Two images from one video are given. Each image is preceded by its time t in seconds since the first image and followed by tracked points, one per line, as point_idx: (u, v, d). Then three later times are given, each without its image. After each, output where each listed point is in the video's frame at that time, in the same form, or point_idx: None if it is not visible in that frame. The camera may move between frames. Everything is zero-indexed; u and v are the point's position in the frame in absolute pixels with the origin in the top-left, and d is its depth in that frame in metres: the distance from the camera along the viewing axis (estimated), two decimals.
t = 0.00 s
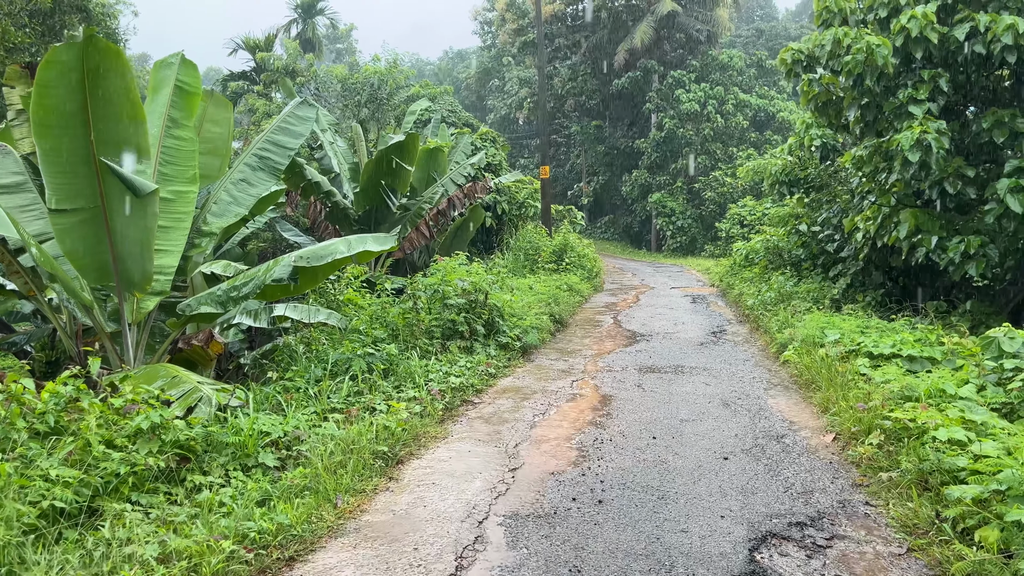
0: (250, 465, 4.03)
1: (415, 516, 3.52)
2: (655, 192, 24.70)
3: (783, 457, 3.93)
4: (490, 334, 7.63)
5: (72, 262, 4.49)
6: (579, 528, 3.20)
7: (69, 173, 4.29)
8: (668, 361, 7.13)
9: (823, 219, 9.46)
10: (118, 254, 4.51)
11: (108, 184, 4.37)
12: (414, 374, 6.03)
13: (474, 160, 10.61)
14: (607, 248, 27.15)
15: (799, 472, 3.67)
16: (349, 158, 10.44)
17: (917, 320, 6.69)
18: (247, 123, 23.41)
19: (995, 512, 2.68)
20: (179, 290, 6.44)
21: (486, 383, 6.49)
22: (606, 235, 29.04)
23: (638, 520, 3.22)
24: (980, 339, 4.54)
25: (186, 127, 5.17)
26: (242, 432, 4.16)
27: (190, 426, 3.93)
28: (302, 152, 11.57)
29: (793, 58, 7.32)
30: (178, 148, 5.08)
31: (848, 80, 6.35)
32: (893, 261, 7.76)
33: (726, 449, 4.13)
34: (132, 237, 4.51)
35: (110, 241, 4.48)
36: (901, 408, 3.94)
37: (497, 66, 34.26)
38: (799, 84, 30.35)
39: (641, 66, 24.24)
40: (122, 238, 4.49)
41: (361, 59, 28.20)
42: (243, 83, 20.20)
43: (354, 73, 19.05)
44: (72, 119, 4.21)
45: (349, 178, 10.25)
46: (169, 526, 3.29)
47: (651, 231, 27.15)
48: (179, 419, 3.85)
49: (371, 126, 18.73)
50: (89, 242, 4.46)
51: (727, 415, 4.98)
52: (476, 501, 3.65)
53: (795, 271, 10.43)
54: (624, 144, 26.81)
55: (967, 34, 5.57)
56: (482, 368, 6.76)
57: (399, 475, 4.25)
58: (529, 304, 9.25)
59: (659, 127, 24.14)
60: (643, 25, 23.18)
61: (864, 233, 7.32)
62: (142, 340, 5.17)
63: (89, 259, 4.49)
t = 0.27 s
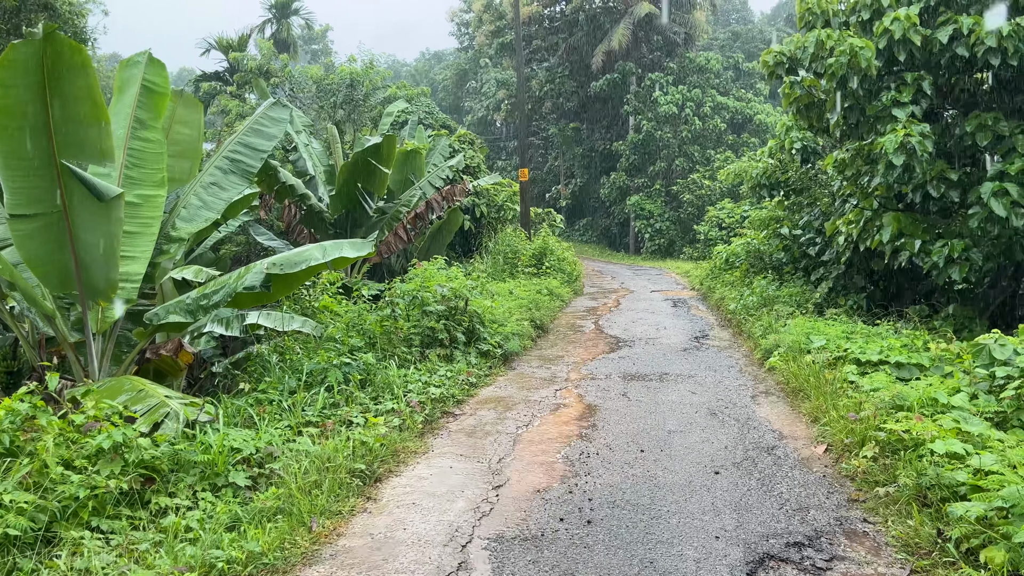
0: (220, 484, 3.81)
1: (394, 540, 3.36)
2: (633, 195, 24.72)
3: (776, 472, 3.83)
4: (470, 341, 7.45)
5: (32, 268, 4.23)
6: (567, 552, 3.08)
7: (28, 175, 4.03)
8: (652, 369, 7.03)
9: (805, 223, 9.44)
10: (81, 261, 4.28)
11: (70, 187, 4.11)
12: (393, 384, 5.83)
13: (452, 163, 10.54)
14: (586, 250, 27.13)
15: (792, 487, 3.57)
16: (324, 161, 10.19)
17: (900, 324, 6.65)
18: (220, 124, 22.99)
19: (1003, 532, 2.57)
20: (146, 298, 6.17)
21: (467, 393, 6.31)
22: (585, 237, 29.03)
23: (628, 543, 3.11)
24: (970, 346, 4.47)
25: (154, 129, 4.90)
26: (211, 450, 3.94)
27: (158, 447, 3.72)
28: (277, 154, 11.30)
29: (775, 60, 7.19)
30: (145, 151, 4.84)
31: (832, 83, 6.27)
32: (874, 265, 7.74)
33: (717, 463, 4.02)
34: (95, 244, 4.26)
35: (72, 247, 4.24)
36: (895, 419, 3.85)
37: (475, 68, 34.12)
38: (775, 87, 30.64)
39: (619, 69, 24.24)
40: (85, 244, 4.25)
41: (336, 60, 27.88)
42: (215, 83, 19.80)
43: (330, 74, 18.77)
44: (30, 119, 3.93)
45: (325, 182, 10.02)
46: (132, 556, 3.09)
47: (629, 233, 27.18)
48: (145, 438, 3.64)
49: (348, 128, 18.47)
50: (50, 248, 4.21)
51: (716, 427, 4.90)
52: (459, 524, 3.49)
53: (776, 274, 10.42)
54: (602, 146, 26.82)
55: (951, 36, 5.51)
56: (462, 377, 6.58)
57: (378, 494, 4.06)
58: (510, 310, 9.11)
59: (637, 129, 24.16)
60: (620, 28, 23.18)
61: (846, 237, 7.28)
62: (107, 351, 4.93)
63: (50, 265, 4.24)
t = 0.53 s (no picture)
0: (185, 499, 3.60)
1: (370, 558, 3.19)
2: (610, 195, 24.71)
3: (764, 481, 3.74)
4: (448, 344, 7.27)
5: None
6: (552, 569, 2.93)
7: None
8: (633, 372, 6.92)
9: (783, 223, 9.42)
10: (41, 263, 3.99)
11: (27, 185, 3.86)
12: (368, 390, 5.63)
13: (429, 162, 10.43)
14: (563, 250, 27.05)
15: (783, 497, 3.46)
16: (297, 160, 9.93)
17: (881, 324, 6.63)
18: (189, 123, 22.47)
19: (1005, 543, 2.48)
20: (110, 302, 5.90)
21: (445, 399, 6.13)
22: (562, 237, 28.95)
23: (616, 558, 2.97)
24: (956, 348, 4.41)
25: (118, 126, 4.69)
26: (176, 463, 3.72)
27: (117, 462, 3.51)
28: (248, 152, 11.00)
29: (755, 59, 7.19)
30: (108, 149, 4.62)
31: (812, 81, 6.18)
32: (853, 265, 7.73)
33: (705, 472, 3.91)
34: (56, 245, 3.99)
35: (30, 249, 3.96)
36: (885, 424, 3.77)
37: (451, 68, 33.87)
38: (750, 88, 30.88)
39: (595, 68, 24.20)
40: (45, 245, 3.96)
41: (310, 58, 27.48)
42: (184, 81, 19.34)
43: (303, 72, 18.44)
44: None
45: (298, 181, 9.75)
46: None
47: (606, 233, 27.17)
48: (105, 451, 3.45)
49: (322, 127, 18.16)
50: (7, 250, 3.92)
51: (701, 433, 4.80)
52: (437, 540, 3.32)
53: (755, 274, 10.40)
54: (578, 146, 26.78)
55: (931, 34, 5.46)
56: (439, 382, 6.40)
57: (353, 508, 3.87)
58: (488, 312, 8.95)
59: (613, 129, 24.15)
60: (597, 27, 23.13)
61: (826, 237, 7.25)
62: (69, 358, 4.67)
63: (8, 268, 3.95)
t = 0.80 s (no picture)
0: (140, 516, 3.35)
1: None
2: (584, 194, 24.67)
3: (750, 490, 3.62)
4: (421, 347, 7.07)
5: None
6: None
7: None
8: (610, 374, 6.79)
9: (759, 221, 9.40)
10: None
11: None
12: (338, 396, 5.40)
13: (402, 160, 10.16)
14: (537, 250, 26.93)
15: (770, 508, 3.35)
16: (267, 157, 9.68)
17: (859, 323, 6.59)
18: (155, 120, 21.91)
19: (1004, 556, 2.37)
20: (64, 304, 5.59)
21: (418, 404, 5.92)
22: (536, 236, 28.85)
23: None
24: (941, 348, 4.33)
25: (74, 120, 4.41)
26: (131, 475, 3.47)
27: (70, 473, 3.37)
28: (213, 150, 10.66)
29: (731, 56, 6.94)
30: (64, 144, 4.34)
31: (790, 78, 6.07)
32: (830, 264, 7.70)
33: (689, 483, 3.78)
34: (5, 245, 3.75)
35: None
36: (871, 428, 3.68)
37: (424, 66, 33.57)
38: (723, 88, 31.08)
39: (569, 67, 24.12)
40: None
41: (280, 55, 27.01)
42: (150, 77, 18.82)
43: (272, 68, 18.05)
44: None
45: (267, 179, 9.49)
46: None
47: (581, 233, 27.13)
48: (54, 464, 3.30)
49: (292, 125, 17.80)
50: None
51: (682, 439, 4.69)
52: (409, 558, 3.13)
53: (731, 273, 10.37)
54: (552, 145, 26.70)
55: (908, 31, 5.38)
56: (412, 386, 6.19)
57: (320, 523, 3.66)
58: (463, 313, 8.75)
59: (587, 128, 24.11)
60: (570, 26, 23.03)
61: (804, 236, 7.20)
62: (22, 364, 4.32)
63: None
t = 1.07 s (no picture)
0: (86, 539, 3.13)
1: None
2: (555, 193, 24.60)
3: (730, 503, 3.52)
4: (390, 352, 6.85)
5: None
6: None
7: None
8: (584, 378, 6.67)
9: (732, 221, 9.38)
10: None
11: None
12: (302, 405, 5.17)
13: (369, 158, 9.88)
14: (508, 249, 26.77)
15: (751, 522, 3.25)
16: (230, 156, 9.28)
17: (832, 324, 6.56)
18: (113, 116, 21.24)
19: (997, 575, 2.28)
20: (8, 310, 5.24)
21: (385, 412, 5.70)
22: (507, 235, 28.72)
23: None
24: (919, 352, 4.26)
25: (22, 117, 4.07)
26: (76, 496, 3.26)
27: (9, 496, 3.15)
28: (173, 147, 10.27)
29: (704, 54, 6.91)
30: (11, 143, 4.00)
31: (764, 77, 5.97)
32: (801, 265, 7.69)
33: (667, 496, 3.67)
34: None
35: None
36: (852, 436, 3.60)
37: (393, 63, 33.14)
38: (693, 87, 31.27)
39: (540, 66, 24.00)
40: None
41: (245, 51, 26.44)
42: (108, 71, 18.20)
43: (236, 64, 17.58)
44: None
45: (232, 178, 9.14)
46: None
47: (552, 232, 27.07)
48: None
49: (257, 122, 17.37)
50: None
51: (658, 447, 4.57)
52: None
53: (703, 273, 10.34)
54: (523, 144, 26.57)
55: (881, 30, 5.32)
56: (380, 394, 5.97)
57: (281, 544, 3.44)
58: (433, 316, 8.55)
59: (558, 127, 24.03)
60: (540, 24, 22.88)
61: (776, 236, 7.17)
62: None
63: None
